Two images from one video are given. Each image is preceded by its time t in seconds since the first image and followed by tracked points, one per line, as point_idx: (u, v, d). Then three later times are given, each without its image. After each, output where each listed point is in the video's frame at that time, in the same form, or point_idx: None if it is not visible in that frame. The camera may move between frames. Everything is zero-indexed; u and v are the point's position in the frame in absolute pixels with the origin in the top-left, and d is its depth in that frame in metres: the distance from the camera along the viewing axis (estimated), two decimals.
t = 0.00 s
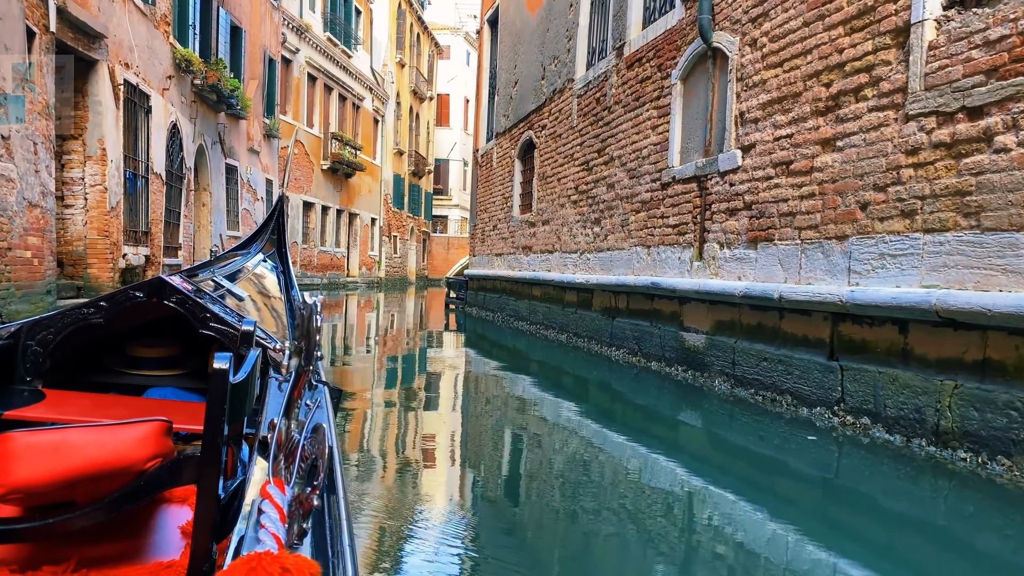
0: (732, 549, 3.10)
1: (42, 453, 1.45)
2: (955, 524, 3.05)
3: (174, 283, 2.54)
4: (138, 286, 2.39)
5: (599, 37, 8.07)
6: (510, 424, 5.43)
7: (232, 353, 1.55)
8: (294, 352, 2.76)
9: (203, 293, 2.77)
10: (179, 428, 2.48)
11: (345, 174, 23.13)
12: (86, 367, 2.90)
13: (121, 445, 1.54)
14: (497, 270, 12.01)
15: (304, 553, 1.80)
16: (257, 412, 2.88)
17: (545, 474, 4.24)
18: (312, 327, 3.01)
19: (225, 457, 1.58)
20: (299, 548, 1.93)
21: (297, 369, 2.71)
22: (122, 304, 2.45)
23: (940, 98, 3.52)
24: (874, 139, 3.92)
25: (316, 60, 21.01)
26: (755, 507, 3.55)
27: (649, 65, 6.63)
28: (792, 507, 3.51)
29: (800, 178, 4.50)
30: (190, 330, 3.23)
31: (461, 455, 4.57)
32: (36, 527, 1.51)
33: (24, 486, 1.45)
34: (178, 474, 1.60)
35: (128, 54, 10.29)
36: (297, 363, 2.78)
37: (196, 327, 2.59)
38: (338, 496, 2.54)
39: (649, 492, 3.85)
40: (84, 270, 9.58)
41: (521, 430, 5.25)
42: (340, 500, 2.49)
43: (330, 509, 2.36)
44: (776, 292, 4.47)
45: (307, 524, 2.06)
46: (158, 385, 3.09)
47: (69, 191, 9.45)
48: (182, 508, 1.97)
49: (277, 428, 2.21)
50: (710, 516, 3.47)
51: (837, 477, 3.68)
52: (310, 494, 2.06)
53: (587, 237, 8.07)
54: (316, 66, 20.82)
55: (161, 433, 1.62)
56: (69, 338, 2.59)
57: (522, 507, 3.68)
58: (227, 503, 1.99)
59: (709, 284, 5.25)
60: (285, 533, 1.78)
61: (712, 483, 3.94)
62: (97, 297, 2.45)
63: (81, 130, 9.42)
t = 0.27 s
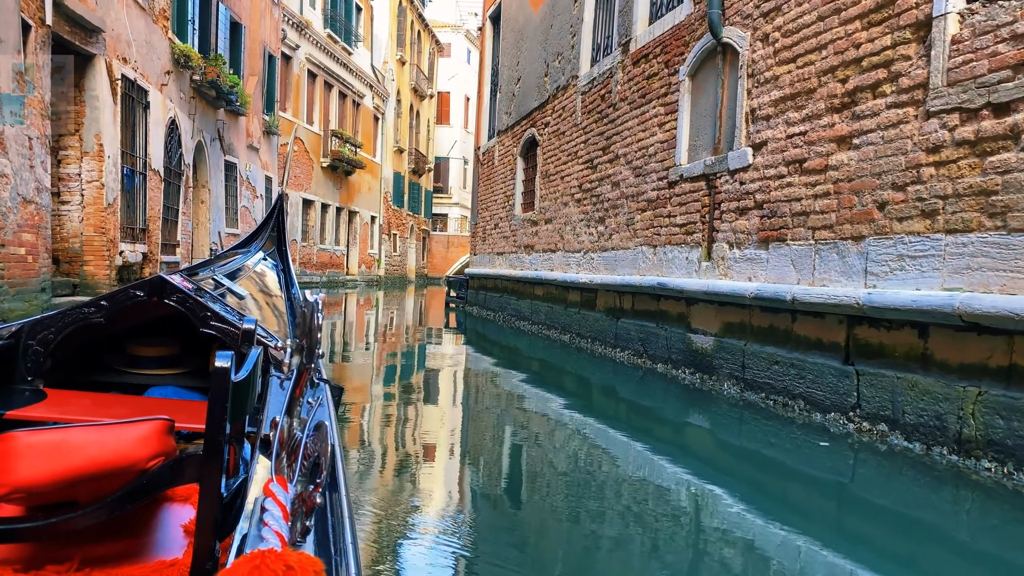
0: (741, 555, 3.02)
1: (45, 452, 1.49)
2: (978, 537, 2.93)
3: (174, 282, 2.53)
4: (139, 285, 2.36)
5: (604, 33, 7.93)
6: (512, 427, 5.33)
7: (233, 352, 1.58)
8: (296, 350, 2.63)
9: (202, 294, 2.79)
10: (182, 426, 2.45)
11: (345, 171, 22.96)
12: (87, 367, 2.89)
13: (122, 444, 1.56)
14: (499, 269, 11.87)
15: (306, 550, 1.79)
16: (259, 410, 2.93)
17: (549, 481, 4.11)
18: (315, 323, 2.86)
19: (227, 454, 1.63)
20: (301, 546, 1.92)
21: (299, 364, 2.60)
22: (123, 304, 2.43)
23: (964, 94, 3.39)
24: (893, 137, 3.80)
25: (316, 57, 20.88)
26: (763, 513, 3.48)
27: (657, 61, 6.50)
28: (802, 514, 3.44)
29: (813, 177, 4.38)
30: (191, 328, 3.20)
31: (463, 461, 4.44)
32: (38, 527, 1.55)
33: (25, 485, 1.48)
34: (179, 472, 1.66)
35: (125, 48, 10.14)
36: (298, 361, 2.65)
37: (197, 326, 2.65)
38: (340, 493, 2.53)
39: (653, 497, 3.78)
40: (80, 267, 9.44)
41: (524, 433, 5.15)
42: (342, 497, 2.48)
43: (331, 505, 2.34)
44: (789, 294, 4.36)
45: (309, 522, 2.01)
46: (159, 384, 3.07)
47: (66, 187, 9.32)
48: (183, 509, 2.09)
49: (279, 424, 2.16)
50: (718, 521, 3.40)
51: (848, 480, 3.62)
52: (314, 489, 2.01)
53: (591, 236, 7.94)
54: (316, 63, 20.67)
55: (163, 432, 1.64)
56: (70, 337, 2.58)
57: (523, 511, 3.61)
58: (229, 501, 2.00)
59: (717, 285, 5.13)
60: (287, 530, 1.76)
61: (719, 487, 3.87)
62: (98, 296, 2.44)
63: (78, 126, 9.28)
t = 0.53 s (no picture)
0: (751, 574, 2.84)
1: (46, 452, 1.45)
2: (1003, 551, 2.82)
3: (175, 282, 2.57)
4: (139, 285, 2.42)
5: (609, 30, 7.81)
6: (514, 431, 5.22)
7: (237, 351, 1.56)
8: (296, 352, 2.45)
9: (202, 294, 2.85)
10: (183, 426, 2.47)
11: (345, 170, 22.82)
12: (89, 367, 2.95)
13: (124, 445, 1.53)
14: (501, 269, 11.75)
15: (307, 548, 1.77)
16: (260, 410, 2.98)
17: (554, 489, 3.98)
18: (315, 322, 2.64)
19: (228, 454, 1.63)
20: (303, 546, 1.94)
21: (300, 362, 2.48)
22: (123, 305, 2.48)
23: (990, 92, 3.26)
24: (913, 136, 3.67)
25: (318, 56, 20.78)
26: (776, 521, 3.39)
27: (664, 59, 6.38)
28: (818, 523, 3.33)
29: (828, 177, 4.26)
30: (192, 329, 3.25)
31: (465, 467, 4.31)
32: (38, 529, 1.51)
33: (27, 486, 1.45)
34: (179, 472, 1.65)
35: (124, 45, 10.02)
36: (299, 362, 2.47)
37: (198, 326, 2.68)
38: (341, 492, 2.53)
39: (660, 504, 3.68)
40: (77, 266, 9.31)
41: (526, 438, 5.04)
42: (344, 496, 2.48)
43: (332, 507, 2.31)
44: (803, 298, 4.24)
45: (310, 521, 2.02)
46: (160, 384, 3.08)
47: (63, 185, 9.20)
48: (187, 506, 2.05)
49: (279, 424, 2.11)
50: (727, 527, 3.33)
51: (845, 486, 3.58)
52: (315, 489, 1.98)
53: (595, 237, 7.82)
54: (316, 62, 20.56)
55: (165, 431, 1.61)
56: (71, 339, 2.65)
57: (524, 516, 3.57)
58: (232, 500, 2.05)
59: (726, 287, 5.01)
60: (288, 530, 1.78)
61: (726, 494, 3.78)
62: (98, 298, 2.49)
63: (75, 123, 9.16)
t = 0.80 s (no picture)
0: None
1: (50, 455, 1.52)
2: None
3: (177, 284, 2.62)
4: (143, 287, 2.46)
5: (615, 28, 7.68)
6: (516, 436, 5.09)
7: (237, 354, 1.64)
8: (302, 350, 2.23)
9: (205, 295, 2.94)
10: (183, 429, 2.52)
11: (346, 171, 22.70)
12: (89, 369, 3.08)
13: (127, 447, 1.62)
14: (503, 270, 11.63)
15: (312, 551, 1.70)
16: (262, 411, 3.01)
17: (559, 498, 3.85)
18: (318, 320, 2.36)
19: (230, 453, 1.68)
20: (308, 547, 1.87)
21: (306, 364, 2.31)
22: (124, 307, 2.51)
23: (1016, 89, 3.15)
24: (935, 135, 3.55)
25: (319, 56, 20.69)
26: (789, 532, 3.27)
27: (671, 57, 6.25)
28: (832, 532, 3.22)
29: (844, 177, 4.14)
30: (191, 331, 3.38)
31: (467, 475, 4.18)
32: (41, 531, 1.54)
33: (31, 487, 1.51)
34: (184, 474, 1.70)
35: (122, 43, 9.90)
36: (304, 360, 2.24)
37: (200, 327, 2.76)
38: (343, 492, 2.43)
39: (671, 511, 3.58)
40: (74, 267, 9.18)
41: (531, 443, 4.91)
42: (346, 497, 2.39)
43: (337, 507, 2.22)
44: (818, 301, 4.10)
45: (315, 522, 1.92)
46: (161, 386, 3.16)
47: (60, 184, 9.08)
48: (186, 511, 2.10)
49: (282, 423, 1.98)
50: (737, 539, 3.19)
51: (851, 492, 3.52)
52: (320, 489, 1.90)
53: (599, 238, 7.71)
54: (317, 61, 20.48)
55: (166, 433, 1.70)
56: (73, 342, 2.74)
57: (526, 524, 3.47)
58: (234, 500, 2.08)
59: (736, 290, 4.90)
60: (293, 531, 1.71)
61: (737, 501, 3.68)
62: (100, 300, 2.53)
63: (72, 121, 9.04)
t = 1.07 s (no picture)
0: None
1: (51, 456, 1.51)
2: None
3: (177, 286, 2.78)
4: (142, 289, 2.60)
5: (619, 25, 7.56)
6: (519, 441, 4.95)
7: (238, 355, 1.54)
8: (303, 352, 2.14)
9: (206, 297, 3.07)
10: (183, 430, 2.52)
11: (346, 171, 22.56)
12: (90, 369, 3.13)
13: (128, 448, 1.60)
14: (504, 271, 11.51)
15: (316, 554, 1.69)
16: (264, 413, 3.04)
17: (562, 505, 3.71)
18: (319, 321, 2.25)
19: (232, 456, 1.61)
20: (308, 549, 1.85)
21: (307, 365, 2.12)
22: (125, 308, 2.64)
23: None
24: (956, 130, 3.42)
25: (319, 56, 20.58)
26: (802, 543, 3.13)
27: (678, 54, 6.13)
28: (847, 543, 3.08)
29: (860, 175, 4.02)
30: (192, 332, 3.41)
31: (468, 481, 4.04)
32: (44, 532, 1.54)
33: (32, 488, 1.51)
34: (186, 475, 1.64)
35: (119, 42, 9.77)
36: (305, 362, 2.14)
37: (202, 328, 2.91)
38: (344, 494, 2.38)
39: (680, 518, 3.46)
40: (70, 268, 9.08)
41: (534, 446, 4.78)
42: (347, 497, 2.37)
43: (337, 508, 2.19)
44: (833, 303, 3.98)
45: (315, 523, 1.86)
46: (162, 388, 3.18)
47: (56, 185, 8.97)
48: (190, 509, 2.05)
49: (284, 424, 1.92)
50: (744, 549, 3.05)
51: (871, 499, 3.40)
52: (321, 490, 1.85)
53: (603, 239, 7.59)
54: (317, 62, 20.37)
55: (168, 435, 1.67)
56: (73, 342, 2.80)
57: (527, 530, 3.36)
58: (235, 501, 2.08)
59: (747, 292, 4.77)
60: (294, 533, 1.72)
61: (752, 508, 3.55)
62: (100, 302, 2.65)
63: (68, 121, 8.93)
